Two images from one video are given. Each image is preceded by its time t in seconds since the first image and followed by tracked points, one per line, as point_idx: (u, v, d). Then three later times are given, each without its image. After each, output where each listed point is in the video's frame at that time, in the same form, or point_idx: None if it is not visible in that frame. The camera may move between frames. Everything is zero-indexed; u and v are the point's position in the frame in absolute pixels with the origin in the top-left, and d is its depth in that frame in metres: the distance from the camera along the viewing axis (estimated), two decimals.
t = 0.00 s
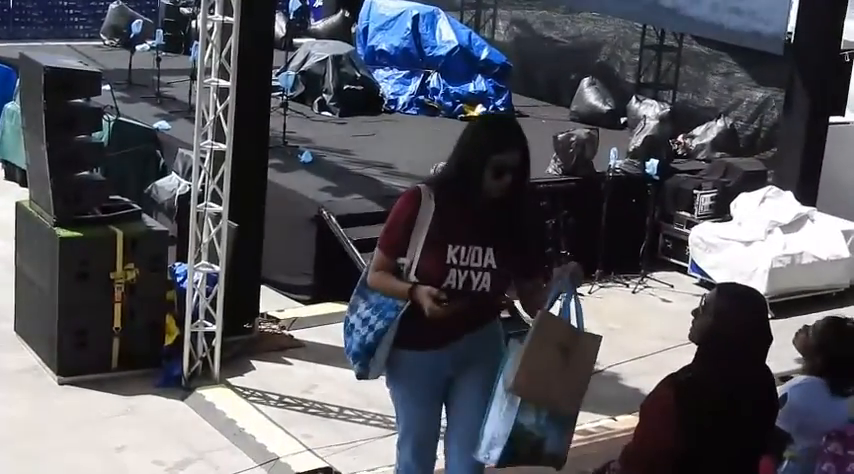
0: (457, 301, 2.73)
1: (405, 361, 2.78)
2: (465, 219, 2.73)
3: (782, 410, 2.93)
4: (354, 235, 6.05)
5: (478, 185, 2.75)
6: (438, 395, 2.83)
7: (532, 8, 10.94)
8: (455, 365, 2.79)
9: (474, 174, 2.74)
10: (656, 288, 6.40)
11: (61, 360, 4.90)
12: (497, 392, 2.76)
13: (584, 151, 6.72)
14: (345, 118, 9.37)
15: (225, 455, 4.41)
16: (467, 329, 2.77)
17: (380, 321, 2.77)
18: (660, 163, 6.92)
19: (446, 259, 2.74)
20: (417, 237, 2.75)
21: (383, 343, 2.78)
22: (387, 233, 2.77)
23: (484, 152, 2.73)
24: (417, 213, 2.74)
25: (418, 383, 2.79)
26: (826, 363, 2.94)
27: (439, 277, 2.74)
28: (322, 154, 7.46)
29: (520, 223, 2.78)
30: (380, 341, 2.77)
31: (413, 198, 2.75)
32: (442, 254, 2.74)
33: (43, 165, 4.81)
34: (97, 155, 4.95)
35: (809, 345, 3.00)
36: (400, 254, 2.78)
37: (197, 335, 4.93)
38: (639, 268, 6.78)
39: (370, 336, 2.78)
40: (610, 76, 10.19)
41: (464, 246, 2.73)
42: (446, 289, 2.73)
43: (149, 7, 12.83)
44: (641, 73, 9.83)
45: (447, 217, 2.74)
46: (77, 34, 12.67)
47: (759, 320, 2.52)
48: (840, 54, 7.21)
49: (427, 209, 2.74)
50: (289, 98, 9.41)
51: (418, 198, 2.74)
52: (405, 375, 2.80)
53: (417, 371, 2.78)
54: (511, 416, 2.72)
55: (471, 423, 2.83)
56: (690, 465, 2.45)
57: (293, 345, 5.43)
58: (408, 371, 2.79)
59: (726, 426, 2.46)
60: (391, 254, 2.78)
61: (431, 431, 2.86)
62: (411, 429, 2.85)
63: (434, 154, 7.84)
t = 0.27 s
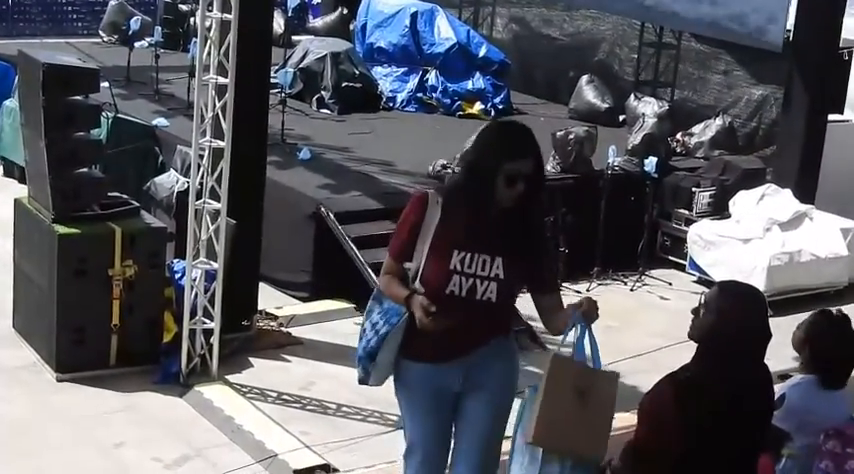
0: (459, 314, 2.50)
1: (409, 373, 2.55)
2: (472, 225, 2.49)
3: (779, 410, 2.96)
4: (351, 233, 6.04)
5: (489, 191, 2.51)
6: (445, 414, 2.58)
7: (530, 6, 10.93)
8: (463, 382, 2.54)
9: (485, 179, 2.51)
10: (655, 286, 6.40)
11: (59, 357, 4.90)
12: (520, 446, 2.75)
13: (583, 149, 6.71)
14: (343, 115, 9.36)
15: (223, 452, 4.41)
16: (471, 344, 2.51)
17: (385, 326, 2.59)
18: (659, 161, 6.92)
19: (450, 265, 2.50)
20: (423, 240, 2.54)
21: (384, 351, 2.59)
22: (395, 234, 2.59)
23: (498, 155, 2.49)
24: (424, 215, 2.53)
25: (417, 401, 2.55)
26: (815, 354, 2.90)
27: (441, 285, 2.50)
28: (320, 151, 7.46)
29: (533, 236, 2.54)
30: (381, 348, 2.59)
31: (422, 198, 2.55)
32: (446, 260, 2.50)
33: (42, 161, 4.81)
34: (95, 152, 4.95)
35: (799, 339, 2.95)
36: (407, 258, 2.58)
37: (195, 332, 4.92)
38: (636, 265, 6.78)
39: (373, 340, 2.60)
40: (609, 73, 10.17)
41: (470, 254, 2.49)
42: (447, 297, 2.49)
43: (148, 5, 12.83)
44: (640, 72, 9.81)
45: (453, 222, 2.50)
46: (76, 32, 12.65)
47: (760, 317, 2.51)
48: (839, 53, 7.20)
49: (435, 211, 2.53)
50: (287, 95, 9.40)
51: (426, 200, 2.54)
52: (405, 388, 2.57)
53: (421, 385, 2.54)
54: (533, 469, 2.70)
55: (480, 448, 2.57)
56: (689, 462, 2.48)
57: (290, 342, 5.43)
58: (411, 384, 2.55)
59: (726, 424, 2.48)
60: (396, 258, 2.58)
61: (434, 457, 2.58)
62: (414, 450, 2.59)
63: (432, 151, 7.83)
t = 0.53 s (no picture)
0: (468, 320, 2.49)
1: (418, 376, 2.55)
2: (481, 230, 2.48)
3: (782, 407, 2.97)
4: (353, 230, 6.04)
5: (500, 196, 2.47)
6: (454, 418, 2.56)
7: (531, 3, 10.93)
8: (472, 386, 2.54)
9: (497, 184, 2.47)
10: (657, 282, 6.41)
11: (61, 356, 4.91)
12: None
13: (584, 146, 6.70)
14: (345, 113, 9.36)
15: (225, 450, 4.42)
16: (481, 348, 2.51)
17: (394, 329, 2.56)
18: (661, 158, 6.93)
19: (458, 270, 2.48)
20: (433, 243, 2.52)
21: (395, 355, 2.57)
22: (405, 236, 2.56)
23: (509, 159, 2.45)
24: (437, 218, 2.51)
25: (429, 404, 2.54)
26: (816, 349, 2.92)
27: (449, 290, 2.49)
28: (321, 149, 7.46)
29: (543, 242, 2.51)
30: (392, 350, 2.57)
31: (433, 200, 2.52)
32: (455, 264, 2.49)
33: (43, 160, 4.81)
34: (97, 150, 4.95)
35: (800, 336, 2.98)
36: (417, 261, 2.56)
37: (197, 330, 4.92)
38: (638, 261, 6.81)
39: (383, 343, 2.58)
40: (610, 70, 10.17)
41: (479, 259, 2.48)
42: (454, 303, 2.49)
43: (150, 3, 12.83)
44: (642, 68, 9.80)
45: (463, 227, 2.48)
46: (77, 30, 12.65)
47: (763, 314, 2.50)
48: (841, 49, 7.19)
49: (446, 214, 2.50)
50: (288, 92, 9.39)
51: (438, 203, 2.51)
52: (417, 392, 2.56)
53: (431, 389, 2.53)
54: None
55: (489, 450, 2.58)
56: (695, 459, 2.48)
57: (293, 340, 5.43)
58: (420, 388, 2.54)
59: (731, 421, 2.48)
60: (407, 260, 2.55)
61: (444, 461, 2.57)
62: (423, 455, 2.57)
63: (434, 148, 7.83)
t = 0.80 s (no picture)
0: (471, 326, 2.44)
1: (420, 378, 2.52)
2: (486, 231, 2.45)
3: (791, 399, 2.96)
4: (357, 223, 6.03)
5: (508, 196, 2.45)
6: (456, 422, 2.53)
7: None
8: (475, 388, 2.51)
9: (504, 183, 2.45)
10: (660, 275, 6.42)
11: (65, 349, 4.91)
12: None
13: (588, 138, 6.70)
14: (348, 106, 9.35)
15: (230, 443, 4.42)
16: (485, 349, 2.49)
17: (395, 330, 2.54)
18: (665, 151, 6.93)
19: (462, 271, 2.45)
20: (436, 244, 2.49)
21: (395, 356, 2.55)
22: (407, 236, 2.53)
23: (516, 159, 2.43)
24: (438, 219, 2.48)
25: (432, 404, 2.51)
26: (823, 344, 2.91)
27: (453, 291, 2.46)
28: (325, 142, 7.45)
29: (549, 242, 2.49)
30: (393, 351, 2.55)
31: (436, 200, 2.49)
32: (459, 265, 2.46)
33: (47, 153, 4.81)
34: (100, 143, 4.95)
35: (804, 331, 2.98)
36: (419, 260, 2.53)
37: (201, 323, 4.93)
38: (642, 254, 6.84)
39: (384, 343, 2.56)
40: (613, 63, 10.15)
41: (484, 260, 2.45)
42: (459, 304, 2.46)
43: None
44: (645, 61, 9.78)
45: (469, 228, 2.46)
46: (80, 23, 12.64)
47: (767, 303, 2.55)
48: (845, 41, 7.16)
49: (448, 214, 2.48)
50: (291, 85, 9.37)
51: (440, 203, 2.48)
52: (419, 394, 2.53)
53: (433, 392, 2.51)
54: None
55: (491, 454, 2.56)
56: (703, 447, 2.54)
57: (297, 333, 5.43)
58: (421, 391, 2.52)
59: (737, 411, 2.53)
60: (407, 261, 2.52)
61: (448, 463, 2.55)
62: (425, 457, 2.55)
63: (438, 141, 7.82)
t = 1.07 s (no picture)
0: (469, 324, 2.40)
1: (417, 380, 2.46)
2: (484, 229, 2.39)
3: (800, 386, 2.97)
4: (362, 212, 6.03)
5: (505, 194, 2.38)
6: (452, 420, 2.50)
7: None
8: (471, 385, 2.48)
9: (501, 180, 2.38)
10: (665, 264, 6.42)
11: (70, 339, 4.92)
12: None
13: (592, 127, 6.68)
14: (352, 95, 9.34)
15: (235, 431, 4.43)
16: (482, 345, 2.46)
17: (390, 334, 2.46)
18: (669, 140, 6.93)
19: (459, 271, 2.40)
20: (429, 245, 2.42)
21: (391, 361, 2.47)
22: (396, 238, 2.43)
23: (512, 155, 2.35)
24: (432, 219, 2.41)
25: (432, 405, 2.46)
26: (831, 335, 2.88)
27: (451, 291, 2.41)
28: (329, 131, 7.45)
29: (546, 237, 2.45)
30: (390, 356, 2.46)
31: (427, 199, 2.41)
32: (455, 265, 2.40)
33: (51, 143, 4.81)
34: (105, 133, 4.95)
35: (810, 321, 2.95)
36: (410, 262, 2.45)
37: (205, 313, 4.93)
38: (646, 243, 6.81)
39: (378, 348, 2.47)
40: (618, 52, 10.14)
41: (481, 259, 2.39)
42: (457, 303, 2.41)
43: None
44: (649, 50, 9.76)
45: (466, 227, 2.39)
46: (84, 14, 12.64)
47: (774, 290, 2.52)
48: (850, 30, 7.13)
49: (442, 213, 2.40)
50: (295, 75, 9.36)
51: (432, 203, 2.40)
52: (418, 397, 2.46)
53: (431, 392, 2.46)
54: None
55: (490, 451, 2.53)
56: (706, 438, 2.52)
57: (302, 323, 5.44)
58: (420, 392, 2.46)
59: (740, 396, 2.50)
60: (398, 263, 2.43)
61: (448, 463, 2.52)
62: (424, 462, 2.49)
63: (443, 130, 7.80)
